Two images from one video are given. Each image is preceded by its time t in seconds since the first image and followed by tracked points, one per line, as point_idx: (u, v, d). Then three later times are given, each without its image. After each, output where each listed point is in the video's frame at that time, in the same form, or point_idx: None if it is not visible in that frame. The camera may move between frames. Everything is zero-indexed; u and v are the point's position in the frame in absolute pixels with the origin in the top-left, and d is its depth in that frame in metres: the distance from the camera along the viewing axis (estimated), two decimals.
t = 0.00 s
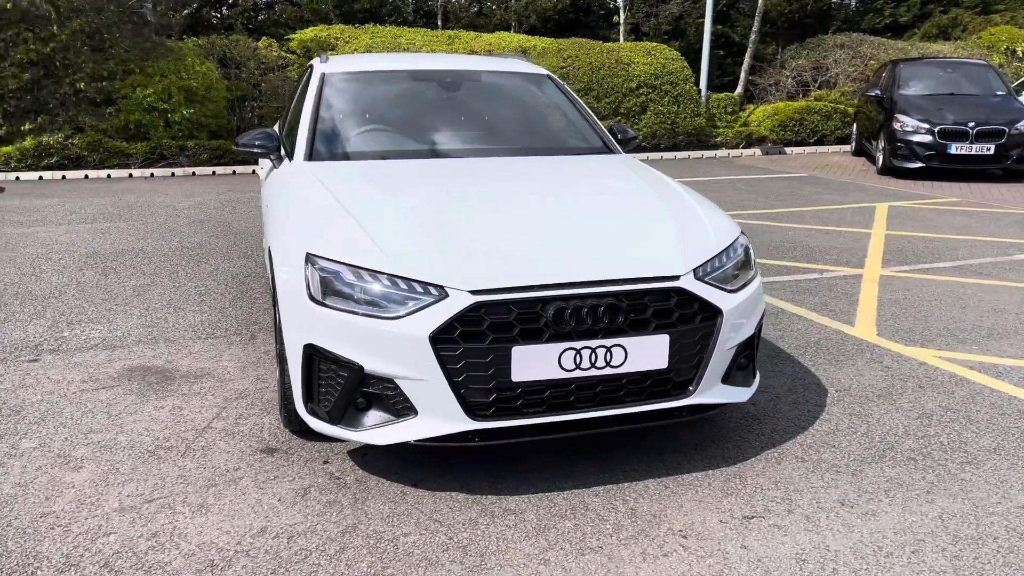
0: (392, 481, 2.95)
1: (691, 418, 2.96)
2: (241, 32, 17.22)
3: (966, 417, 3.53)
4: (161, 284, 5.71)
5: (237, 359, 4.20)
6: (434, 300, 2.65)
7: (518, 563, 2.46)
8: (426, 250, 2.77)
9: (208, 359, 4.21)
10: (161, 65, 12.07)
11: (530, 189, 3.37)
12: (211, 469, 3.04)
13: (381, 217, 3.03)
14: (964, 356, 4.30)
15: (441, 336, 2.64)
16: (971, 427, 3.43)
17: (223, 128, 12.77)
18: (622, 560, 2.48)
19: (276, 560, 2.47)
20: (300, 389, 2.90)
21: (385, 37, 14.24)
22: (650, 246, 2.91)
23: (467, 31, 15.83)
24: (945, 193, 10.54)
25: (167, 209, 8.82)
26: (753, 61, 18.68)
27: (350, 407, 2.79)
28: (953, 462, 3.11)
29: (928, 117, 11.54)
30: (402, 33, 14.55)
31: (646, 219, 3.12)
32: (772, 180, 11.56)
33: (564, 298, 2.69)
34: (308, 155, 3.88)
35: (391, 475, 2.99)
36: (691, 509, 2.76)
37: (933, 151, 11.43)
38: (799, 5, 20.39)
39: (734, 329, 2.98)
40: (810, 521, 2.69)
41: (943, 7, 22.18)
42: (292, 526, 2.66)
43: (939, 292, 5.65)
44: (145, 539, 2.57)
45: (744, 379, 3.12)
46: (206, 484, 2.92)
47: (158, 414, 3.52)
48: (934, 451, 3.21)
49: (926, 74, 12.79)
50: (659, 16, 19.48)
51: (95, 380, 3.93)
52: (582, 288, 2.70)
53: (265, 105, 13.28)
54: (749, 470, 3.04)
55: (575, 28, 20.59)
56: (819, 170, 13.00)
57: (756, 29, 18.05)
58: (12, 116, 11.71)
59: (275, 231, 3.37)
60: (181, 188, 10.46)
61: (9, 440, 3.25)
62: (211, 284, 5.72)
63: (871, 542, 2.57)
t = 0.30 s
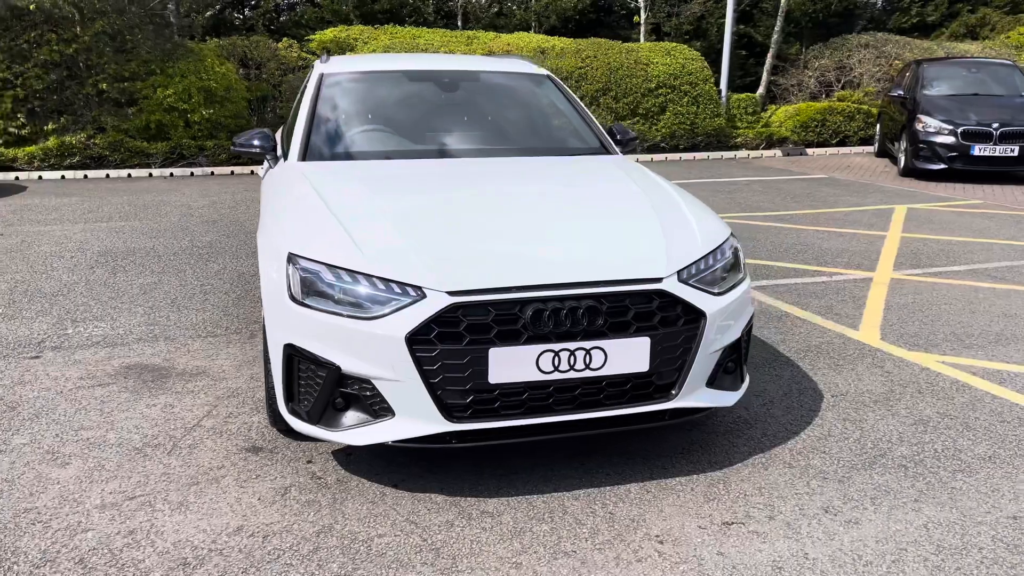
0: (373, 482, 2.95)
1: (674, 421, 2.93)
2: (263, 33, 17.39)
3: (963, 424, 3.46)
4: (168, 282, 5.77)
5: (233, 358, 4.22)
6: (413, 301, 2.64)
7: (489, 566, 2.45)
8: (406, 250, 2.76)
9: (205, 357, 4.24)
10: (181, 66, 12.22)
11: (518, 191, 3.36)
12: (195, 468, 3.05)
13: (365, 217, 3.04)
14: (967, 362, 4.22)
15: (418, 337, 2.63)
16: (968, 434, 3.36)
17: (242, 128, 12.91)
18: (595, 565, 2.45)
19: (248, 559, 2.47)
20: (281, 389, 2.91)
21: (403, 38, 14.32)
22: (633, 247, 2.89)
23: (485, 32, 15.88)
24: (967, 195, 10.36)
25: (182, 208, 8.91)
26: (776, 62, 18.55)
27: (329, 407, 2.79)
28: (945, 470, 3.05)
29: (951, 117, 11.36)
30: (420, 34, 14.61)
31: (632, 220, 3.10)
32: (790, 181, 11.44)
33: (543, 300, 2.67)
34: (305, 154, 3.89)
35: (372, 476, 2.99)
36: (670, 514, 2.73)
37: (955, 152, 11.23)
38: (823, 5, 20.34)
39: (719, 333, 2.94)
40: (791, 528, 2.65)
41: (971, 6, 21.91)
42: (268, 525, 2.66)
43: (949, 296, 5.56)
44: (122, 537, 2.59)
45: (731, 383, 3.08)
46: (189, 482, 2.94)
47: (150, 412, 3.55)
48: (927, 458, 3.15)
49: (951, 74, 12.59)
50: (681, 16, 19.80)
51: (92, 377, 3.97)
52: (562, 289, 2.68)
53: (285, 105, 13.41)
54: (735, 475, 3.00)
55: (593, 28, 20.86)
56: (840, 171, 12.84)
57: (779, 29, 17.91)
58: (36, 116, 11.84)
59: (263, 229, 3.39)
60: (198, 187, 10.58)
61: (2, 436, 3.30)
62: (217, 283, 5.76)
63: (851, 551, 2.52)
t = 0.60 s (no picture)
0: (350, 481, 2.97)
1: (649, 424, 2.93)
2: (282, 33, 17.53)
3: (952, 430, 3.41)
4: (172, 281, 5.84)
5: (226, 356, 4.27)
6: (386, 301, 2.65)
7: (454, 567, 2.46)
8: (382, 252, 2.78)
9: (200, 355, 4.29)
10: (200, 66, 12.38)
11: (502, 193, 3.37)
12: (177, 464, 3.09)
13: (346, 217, 3.07)
14: (963, 367, 4.17)
15: (390, 338, 2.65)
16: (954, 441, 3.32)
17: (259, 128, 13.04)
18: (559, 567, 2.46)
19: (218, 556, 2.51)
20: (259, 387, 2.94)
21: (420, 38, 14.39)
22: (612, 250, 2.89)
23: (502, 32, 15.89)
24: (985, 198, 10.21)
25: (195, 207, 9.02)
26: (796, 62, 18.41)
27: (304, 406, 2.82)
28: (927, 477, 3.01)
29: (970, 118, 11.20)
30: (437, 34, 14.66)
31: (613, 222, 3.10)
32: (805, 181, 11.34)
33: (515, 302, 2.67)
34: (299, 155, 3.93)
35: (350, 474, 3.02)
36: (642, 517, 2.72)
37: (974, 154, 11.07)
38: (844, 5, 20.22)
39: (695, 336, 2.93)
40: (762, 533, 2.63)
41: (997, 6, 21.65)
42: (242, 522, 2.69)
43: (954, 300, 5.48)
44: (98, 532, 2.63)
45: (709, 386, 3.07)
46: (169, 479, 2.98)
47: (139, 409, 3.60)
48: (909, 464, 3.11)
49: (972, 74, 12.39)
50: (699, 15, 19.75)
51: (88, 374, 4.03)
52: (534, 292, 2.68)
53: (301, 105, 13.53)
54: (711, 478, 2.99)
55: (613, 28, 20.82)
56: (857, 173, 12.72)
57: (799, 28, 17.77)
58: (57, 116, 11.98)
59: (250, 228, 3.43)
60: (213, 186, 10.69)
61: None
62: (220, 281, 5.83)
63: (820, 557, 2.50)
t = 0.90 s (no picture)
0: (337, 482, 2.97)
1: (637, 429, 2.90)
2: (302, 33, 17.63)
3: (952, 439, 3.35)
4: (181, 279, 5.88)
5: (226, 356, 4.29)
6: (370, 303, 2.64)
7: (433, 571, 2.45)
8: (368, 253, 2.77)
9: (201, 354, 4.31)
10: (219, 66, 12.52)
11: (495, 194, 3.35)
12: (168, 463, 3.11)
13: (336, 218, 3.06)
14: (970, 374, 4.09)
15: (374, 340, 2.64)
16: (954, 449, 3.26)
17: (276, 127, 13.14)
18: (539, 573, 2.44)
19: (200, 556, 2.51)
20: (247, 389, 2.95)
21: (437, 38, 14.42)
22: (601, 252, 2.86)
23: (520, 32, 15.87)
24: (1007, 200, 10.03)
25: (210, 206, 9.08)
26: (818, 62, 18.23)
27: (289, 408, 2.82)
28: (922, 486, 2.96)
29: (994, 120, 11.01)
30: (455, 35, 14.68)
31: (605, 224, 3.07)
32: (824, 184, 11.21)
33: (500, 304, 2.65)
34: (298, 156, 3.93)
35: (338, 476, 3.02)
36: (628, 523, 2.69)
37: (997, 156, 10.89)
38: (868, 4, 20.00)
39: (685, 340, 2.89)
40: (748, 541, 2.59)
41: None
42: (226, 523, 2.70)
43: (967, 305, 5.39)
44: (83, 530, 2.65)
45: (701, 391, 3.03)
46: (158, 478, 2.99)
47: (135, 407, 3.63)
48: (905, 473, 3.05)
49: (996, 74, 12.17)
50: (720, 15, 19.62)
51: (89, 372, 4.07)
52: (519, 294, 2.66)
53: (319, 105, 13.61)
54: (701, 485, 2.95)
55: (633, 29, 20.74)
56: (877, 174, 12.55)
57: (821, 28, 17.59)
58: (79, 116, 12.13)
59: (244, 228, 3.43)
60: (229, 185, 10.77)
61: None
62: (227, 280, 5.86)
63: (805, 567, 2.46)
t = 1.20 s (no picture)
0: (326, 483, 2.92)
1: (631, 433, 2.82)
2: (322, 32, 17.67)
3: (963, 447, 3.23)
4: (189, 276, 5.87)
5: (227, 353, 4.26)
6: (358, 301, 2.59)
7: None
8: (357, 251, 2.71)
9: (201, 351, 4.28)
10: (238, 64, 12.60)
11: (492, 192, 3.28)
12: (158, 461, 3.07)
13: (328, 215, 3.00)
14: (986, 380, 3.96)
15: (360, 338, 2.59)
16: (964, 457, 3.14)
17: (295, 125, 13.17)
18: None
19: (180, 557, 2.47)
20: (236, 387, 2.91)
21: (456, 37, 14.39)
22: (596, 251, 2.78)
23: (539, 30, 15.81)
24: None
25: (225, 203, 9.09)
26: (842, 61, 17.98)
27: (277, 407, 2.77)
28: (929, 496, 2.85)
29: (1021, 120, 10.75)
30: (474, 33, 14.64)
31: (603, 223, 2.99)
32: (845, 184, 11.03)
33: (489, 304, 2.58)
34: (299, 153, 3.89)
35: (327, 476, 2.97)
36: (619, 530, 2.61)
37: None
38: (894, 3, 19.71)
39: (683, 342, 2.81)
40: (743, 551, 2.51)
41: None
42: (209, 524, 2.65)
43: (987, 308, 5.24)
44: (66, 529, 2.62)
45: (699, 394, 2.95)
46: (146, 476, 2.96)
47: (131, 404, 3.60)
48: (912, 482, 2.95)
49: None
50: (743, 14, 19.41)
51: (89, 368, 4.05)
52: (509, 294, 2.59)
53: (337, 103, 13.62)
54: (698, 491, 2.86)
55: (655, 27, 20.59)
56: (901, 175, 12.34)
57: (846, 26, 17.35)
58: (99, 113, 12.23)
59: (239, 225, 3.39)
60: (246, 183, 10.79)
61: None
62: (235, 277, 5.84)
63: None
